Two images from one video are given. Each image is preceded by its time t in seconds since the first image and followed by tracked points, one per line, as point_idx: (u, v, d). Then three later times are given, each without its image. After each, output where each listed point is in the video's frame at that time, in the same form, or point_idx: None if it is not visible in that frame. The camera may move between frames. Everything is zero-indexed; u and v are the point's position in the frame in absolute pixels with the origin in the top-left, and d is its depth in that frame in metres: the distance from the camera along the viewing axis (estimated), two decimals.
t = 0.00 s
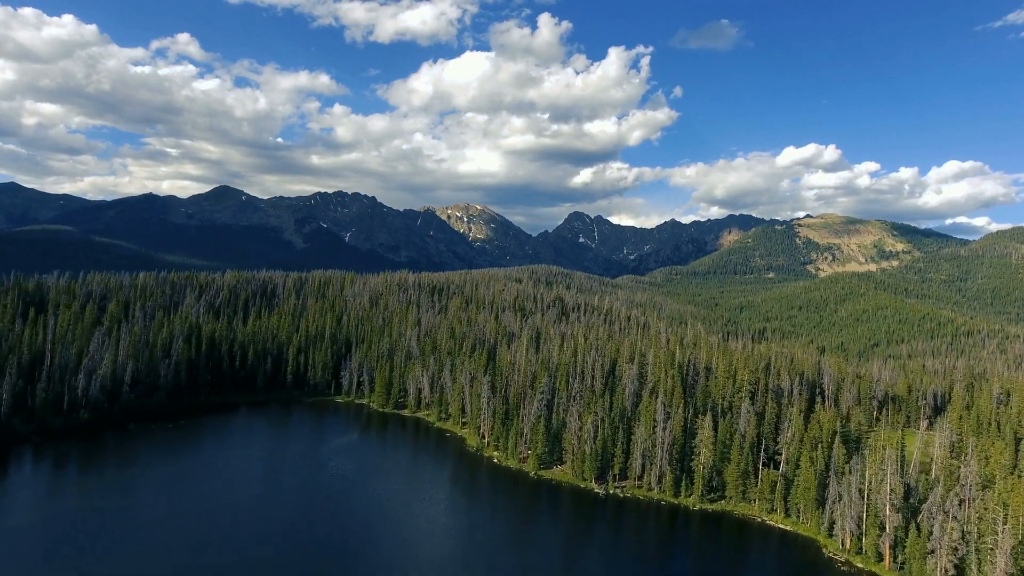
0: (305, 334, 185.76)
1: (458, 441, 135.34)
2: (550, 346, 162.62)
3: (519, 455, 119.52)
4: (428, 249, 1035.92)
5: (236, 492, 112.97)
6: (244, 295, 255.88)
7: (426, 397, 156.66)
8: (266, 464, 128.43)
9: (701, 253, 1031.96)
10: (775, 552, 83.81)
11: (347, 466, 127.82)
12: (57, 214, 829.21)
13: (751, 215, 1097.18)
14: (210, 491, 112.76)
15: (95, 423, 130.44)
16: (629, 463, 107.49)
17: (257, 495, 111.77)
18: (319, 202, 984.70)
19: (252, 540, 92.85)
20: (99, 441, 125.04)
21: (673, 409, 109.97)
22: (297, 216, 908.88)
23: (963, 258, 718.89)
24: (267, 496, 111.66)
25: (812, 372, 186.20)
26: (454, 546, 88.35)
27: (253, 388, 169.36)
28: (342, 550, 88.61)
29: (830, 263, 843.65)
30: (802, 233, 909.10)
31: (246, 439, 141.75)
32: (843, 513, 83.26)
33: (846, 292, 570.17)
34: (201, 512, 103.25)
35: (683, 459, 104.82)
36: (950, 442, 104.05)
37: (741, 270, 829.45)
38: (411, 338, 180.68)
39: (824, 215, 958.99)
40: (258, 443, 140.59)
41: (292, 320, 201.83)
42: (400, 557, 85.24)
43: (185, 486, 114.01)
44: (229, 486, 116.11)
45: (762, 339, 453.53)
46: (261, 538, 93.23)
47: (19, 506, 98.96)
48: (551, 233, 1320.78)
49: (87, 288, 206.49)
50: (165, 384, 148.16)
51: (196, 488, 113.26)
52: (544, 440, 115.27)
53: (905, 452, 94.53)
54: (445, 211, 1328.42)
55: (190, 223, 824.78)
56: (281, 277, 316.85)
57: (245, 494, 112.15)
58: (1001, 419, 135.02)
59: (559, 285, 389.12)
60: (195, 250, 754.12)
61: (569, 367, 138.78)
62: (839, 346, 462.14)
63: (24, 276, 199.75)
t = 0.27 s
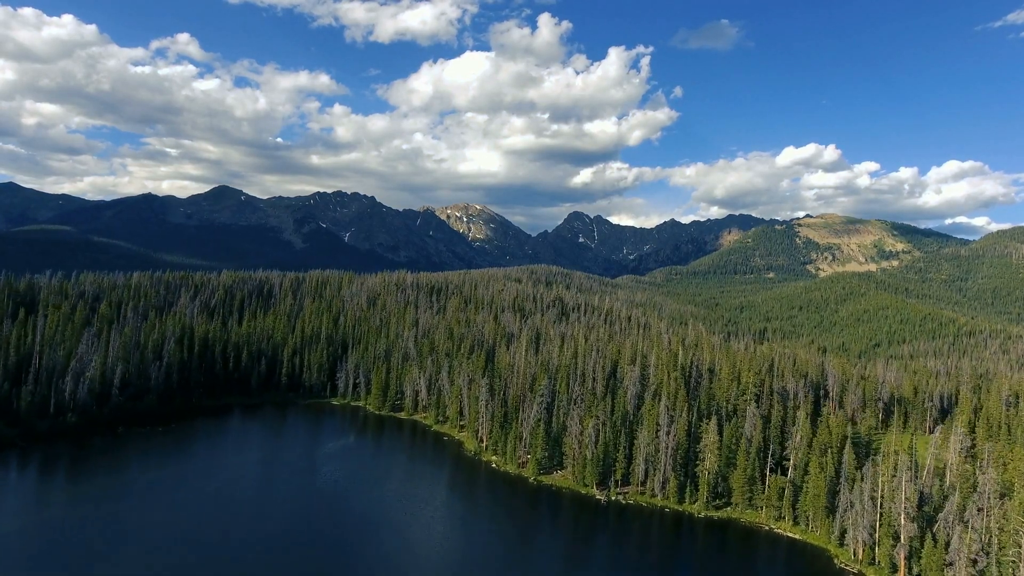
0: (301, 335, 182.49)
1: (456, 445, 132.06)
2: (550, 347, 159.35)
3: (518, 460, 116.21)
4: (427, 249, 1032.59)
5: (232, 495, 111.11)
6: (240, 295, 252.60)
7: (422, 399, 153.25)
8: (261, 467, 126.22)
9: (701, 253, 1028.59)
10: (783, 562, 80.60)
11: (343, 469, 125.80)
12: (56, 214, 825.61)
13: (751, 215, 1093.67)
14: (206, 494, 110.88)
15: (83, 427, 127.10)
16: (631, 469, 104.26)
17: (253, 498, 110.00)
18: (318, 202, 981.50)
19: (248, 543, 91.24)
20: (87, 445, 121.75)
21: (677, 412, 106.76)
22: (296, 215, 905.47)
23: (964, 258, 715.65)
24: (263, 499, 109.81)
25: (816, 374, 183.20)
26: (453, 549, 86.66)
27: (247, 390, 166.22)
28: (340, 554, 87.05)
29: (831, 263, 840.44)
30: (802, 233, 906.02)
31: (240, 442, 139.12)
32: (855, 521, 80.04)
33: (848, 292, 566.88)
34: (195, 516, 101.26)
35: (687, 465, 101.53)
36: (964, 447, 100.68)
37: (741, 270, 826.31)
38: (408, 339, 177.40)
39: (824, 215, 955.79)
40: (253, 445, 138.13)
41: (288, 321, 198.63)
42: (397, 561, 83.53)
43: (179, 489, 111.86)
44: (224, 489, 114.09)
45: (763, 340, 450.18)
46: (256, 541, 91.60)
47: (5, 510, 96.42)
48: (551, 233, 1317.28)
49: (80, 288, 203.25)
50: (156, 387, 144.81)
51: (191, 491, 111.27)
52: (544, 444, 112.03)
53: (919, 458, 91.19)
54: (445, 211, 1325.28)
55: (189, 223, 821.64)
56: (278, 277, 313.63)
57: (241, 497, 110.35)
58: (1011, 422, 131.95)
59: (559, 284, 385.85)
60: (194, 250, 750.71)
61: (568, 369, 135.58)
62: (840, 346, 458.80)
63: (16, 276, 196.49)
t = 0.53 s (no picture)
0: (295, 337, 179.04)
1: (453, 450, 128.59)
2: (549, 349, 155.91)
3: (517, 465, 112.80)
4: (426, 249, 1028.75)
5: (226, 499, 108.90)
6: (236, 296, 249.00)
7: (419, 402, 149.60)
8: (256, 469, 123.68)
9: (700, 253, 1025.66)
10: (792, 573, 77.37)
11: (339, 471, 123.44)
12: (54, 213, 821.03)
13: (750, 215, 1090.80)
14: (199, 497, 108.63)
15: (69, 431, 123.57)
16: (633, 475, 100.98)
17: (248, 500, 108.07)
18: (316, 202, 977.80)
19: (246, 546, 89.71)
20: (73, 449, 118.31)
21: (680, 416, 103.46)
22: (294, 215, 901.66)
23: (964, 258, 713.00)
24: (259, 500, 108.31)
25: (819, 375, 180.15)
26: (453, 552, 85.07)
27: (240, 392, 162.92)
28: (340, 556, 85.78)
29: (831, 263, 837.73)
30: (802, 233, 903.42)
31: (233, 445, 136.15)
32: (867, 531, 76.87)
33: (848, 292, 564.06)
34: (190, 519, 99.34)
35: (691, 471, 98.27)
36: (978, 452, 97.42)
37: (741, 270, 823.45)
38: (404, 340, 173.84)
39: (823, 214, 953.25)
40: (246, 448, 135.33)
41: (282, 322, 195.36)
42: (397, 565, 81.84)
43: (171, 492, 109.44)
44: (219, 491, 111.83)
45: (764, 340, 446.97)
46: (255, 543, 90.51)
47: None
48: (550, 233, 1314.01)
49: (71, 288, 199.74)
50: (145, 389, 141.32)
51: (184, 494, 108.96)
52: (543, 449, 108.58)
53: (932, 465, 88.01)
54: (444, 211, 1321.89)
55: (187, 223, 817.84)
56: (274, 277, 310.06)
57: (236, 500, 108.20)
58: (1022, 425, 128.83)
59: (558, 284, 382.48)
60: (192, 250, 746.66)
61: (568, 371, 132.24)
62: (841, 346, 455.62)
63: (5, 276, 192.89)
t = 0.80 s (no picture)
0: (290, 338, 175.76)
1: (451, 454, 125.16)
2: (549, 350, 152.62)
3: (516, 470, 109.37)
4: (426, 249, 1025.49)
5: (224, 500, 107.53)
6: (232, 296, 245.56)
7: (416, 405, 146.12)
8: (251, 472, 121.14)
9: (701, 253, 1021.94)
10: None
11: (336, 474, 120.95)
12: (54, 214, 817.95)
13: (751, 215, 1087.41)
14: (195, 499, 106.72)
15: (56, 434, 120.21)
16: (637, 480, 97.68)
17: (245, 502, 106.13)
18: (316, 202, 974.79)
19: (242, 547, 88.26)
20: (60, 453, 114.94)
21: (685, 419, 100.19)
22: (294, 215, 898.91)
23: (966, 258, 709.38)
24: (258, 502, 107.00)
25: (824, 377, 177.04)
26: (453, 555, 83.38)
27: (234, 394, 159.57)
28: (337, 557, 84.55)
29: (831, 263, 833.73)
30: (803, 233, 899.96)
31: (228, 448, 133.33)
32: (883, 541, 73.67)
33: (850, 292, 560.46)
34: (185, 521, 97.40)
35: (697, 477, 95.01)
36: (995, 458, 94.36)
37: (741, 270, 820.07)
38: (402, 341, 170.46)
39: (824, 214, 949.73)
40: (241, 451, 132.51)
41: (279, 322, 192.09)
42: (395, 567, 80.14)
43: (165, 495, 107.08)
44: (213, 494, 109.55)
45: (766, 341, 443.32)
46: (254, 543, 89.56)
47: None
48: (550, 234, 1310.18)
49: (64, 288, 196.62)
50: (136, 391, 137.95)
51: (178, 497, 106.69)
52: (544, 453, 104.95)
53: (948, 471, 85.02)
54: (444, 211, 1318.51)
55: (187, 223, 815.03)
56: (272, 277, 306.77)
57: (234, 501, 106.84)
58: None
59: (558, 285, 378.99)
60: (192, 250, 743.78)
61: (569, 373, 128.99)
62: (843, 347, 452.15)
63: None
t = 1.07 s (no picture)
0: (286, 339, 172.50)
1: (448, 458, 121.91)
2: (549, 352, 149.49)
3: (515, 476, 105.94)
4: (426, 250, 1022.47)
5: (220, 502, 106.26)
6: (229, 296, 242.36)
7: (413, 407, 142.67)
8: (244, 476, 118.62)
9: (702, 253, 1018.26)
10: None
11: (332, 477, 118.61)
12: (53, 214, 814.89)
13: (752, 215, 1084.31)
14: (190, 502, 105.39)
15: (41, 439, 116.93)
16: (640, 488, 94.33)
17: (241, 505, 104.89)
18: (316, 202, 972.03)
19: (239, 550, 87.22)
20: (44, 458, 111.63)
21: (690, 424, 96.97)
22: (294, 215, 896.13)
23: (967, 258, 705.38)
24: (254, 504, 105.88)
25: (829, 379, 173.91)
26: (451, 559, 81.83)
27: (226, 397, 156.27)
28: (334, 558, 83.79)
29: (832, 263, 830.07)
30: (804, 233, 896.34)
31: (220, 451, 130.32)
32: (899, 552, 70.38)
33: (851, 292, 557.03)
34: (179, 525, 95.66)
35: (702, 484, 91.62)
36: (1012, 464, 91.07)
37: (742, 270, 816.64)
38: (399, 342, 167.15)
39: (825, 214, 946.30)
40: (234, 454, 129.78)
41: (274, 323, 188.88)
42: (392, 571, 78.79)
43: (159, 499, 105.62)
44: (209, 497, 108.28)
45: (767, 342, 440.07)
46: (253, 545, 89.08)
47: None
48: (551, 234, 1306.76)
49: (57, 288, 193.82)
50: (125, 395, 134.80)
51: (172, 500, 105.20)
52: (543, 459, 101.64)
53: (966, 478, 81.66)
54: (444, 211, 1314.98)
55: (187, 223, 812.24)
56: (269, 277, 303.37)
57: (230, 504, 105.60)
58: None
59: (559, 285, 375.52)
60: (192, 250, 740.85)
61: (570, 376, 125.66)
62: (845, 347, 448.84)
63: None
